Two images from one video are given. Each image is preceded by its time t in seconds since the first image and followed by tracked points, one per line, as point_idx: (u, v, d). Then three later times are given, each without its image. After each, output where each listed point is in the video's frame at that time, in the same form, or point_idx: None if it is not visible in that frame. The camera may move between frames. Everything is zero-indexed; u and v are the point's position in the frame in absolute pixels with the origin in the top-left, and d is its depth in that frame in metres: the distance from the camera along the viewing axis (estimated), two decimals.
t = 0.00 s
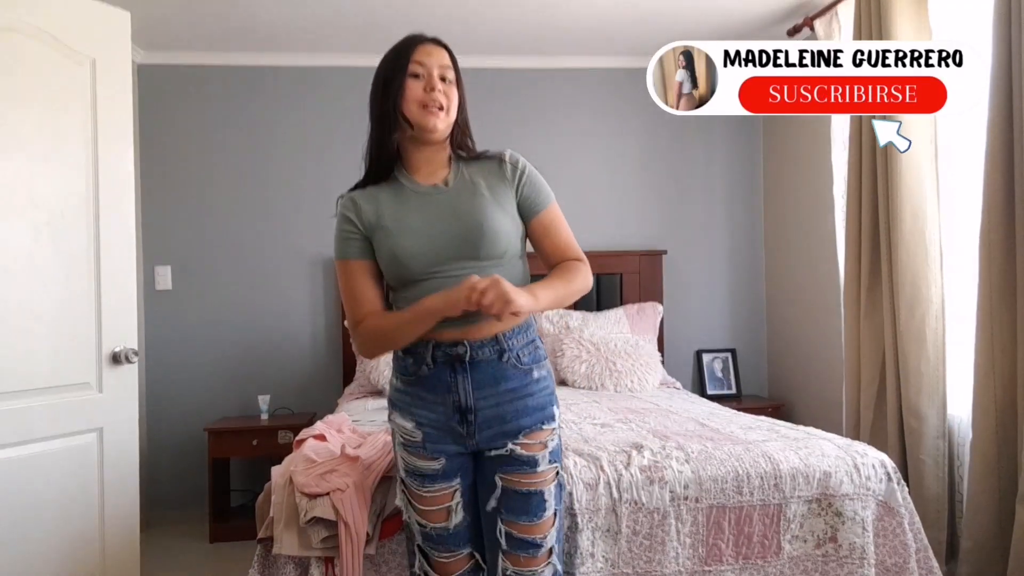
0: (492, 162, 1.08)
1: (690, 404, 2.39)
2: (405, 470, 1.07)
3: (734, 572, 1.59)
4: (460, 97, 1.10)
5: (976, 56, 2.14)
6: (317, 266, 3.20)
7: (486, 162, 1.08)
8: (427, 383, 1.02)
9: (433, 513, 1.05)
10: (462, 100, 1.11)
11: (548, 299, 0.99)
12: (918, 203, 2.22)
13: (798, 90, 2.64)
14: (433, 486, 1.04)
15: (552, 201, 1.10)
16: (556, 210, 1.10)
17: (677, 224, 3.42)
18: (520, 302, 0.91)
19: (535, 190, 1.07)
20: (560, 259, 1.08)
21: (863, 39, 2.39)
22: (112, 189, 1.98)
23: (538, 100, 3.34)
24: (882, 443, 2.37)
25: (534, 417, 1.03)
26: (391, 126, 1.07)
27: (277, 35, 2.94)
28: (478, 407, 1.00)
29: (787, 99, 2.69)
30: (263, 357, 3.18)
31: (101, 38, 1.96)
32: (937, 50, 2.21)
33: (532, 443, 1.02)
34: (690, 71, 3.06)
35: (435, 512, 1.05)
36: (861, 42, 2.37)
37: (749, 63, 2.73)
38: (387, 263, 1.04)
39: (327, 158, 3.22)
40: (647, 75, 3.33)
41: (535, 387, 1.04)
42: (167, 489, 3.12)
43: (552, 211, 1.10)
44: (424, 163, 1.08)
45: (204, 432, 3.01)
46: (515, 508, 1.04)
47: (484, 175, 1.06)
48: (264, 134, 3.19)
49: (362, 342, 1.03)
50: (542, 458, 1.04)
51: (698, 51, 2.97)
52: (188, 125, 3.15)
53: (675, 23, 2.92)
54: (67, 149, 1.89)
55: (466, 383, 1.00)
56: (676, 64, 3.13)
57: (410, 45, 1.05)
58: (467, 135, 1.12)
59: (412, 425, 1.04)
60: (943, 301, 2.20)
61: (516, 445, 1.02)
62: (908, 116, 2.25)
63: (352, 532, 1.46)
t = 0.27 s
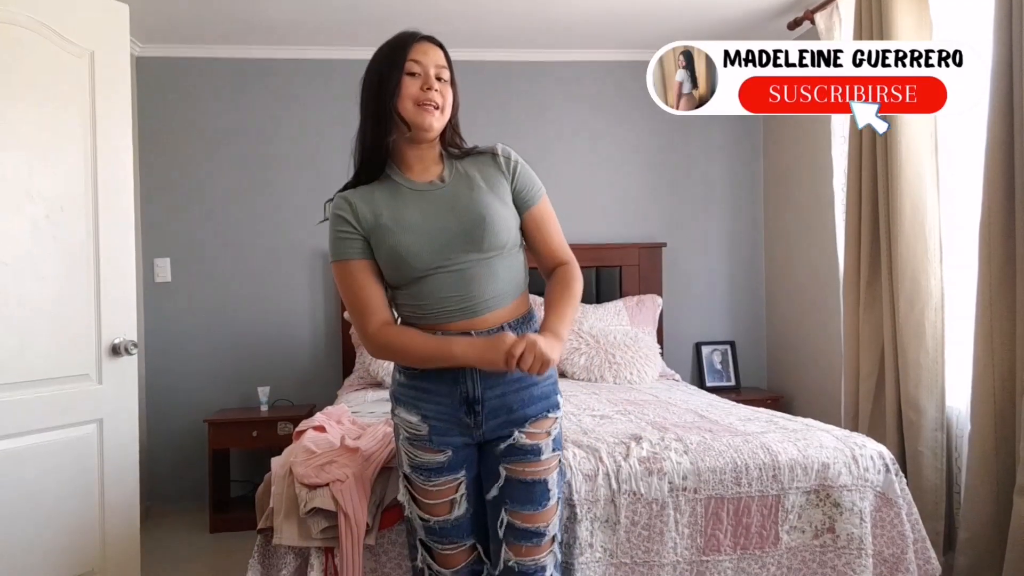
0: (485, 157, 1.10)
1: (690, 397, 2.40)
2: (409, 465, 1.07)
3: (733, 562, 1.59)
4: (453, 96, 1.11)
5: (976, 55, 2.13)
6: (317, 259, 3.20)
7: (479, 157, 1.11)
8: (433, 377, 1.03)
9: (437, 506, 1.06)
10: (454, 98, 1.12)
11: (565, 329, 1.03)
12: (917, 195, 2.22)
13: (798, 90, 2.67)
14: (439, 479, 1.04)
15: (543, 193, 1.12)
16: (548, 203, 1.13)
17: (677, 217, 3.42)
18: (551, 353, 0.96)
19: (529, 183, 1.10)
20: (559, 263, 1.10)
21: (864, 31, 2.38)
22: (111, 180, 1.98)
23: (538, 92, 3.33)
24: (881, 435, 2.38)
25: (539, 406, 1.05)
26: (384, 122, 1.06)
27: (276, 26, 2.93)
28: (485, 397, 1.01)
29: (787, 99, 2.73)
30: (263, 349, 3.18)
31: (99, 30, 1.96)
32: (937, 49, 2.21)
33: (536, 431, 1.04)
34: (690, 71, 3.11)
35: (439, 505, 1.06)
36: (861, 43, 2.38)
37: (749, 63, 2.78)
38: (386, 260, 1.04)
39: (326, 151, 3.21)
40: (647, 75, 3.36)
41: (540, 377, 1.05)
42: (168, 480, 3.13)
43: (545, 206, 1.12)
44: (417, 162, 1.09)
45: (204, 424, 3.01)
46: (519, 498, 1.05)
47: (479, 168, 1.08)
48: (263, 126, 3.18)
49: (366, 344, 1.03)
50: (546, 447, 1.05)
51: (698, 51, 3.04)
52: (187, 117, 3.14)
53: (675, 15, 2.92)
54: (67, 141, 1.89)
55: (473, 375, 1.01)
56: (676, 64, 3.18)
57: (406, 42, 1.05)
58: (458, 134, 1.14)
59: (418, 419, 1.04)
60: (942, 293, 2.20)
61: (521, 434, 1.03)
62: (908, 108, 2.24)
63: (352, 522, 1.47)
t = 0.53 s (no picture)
0: (478, 150, 1.10)
1: (690, 392, 2.40)
2: (410, 461, 1.07)
3: (732, 557, 1.60)
4: (443, 90, 1.10)
5: (976, 55, 2.13)
6: (317, 254, 3.20)
7: (473, 150, 1.10)
8: (434, 371, 1.03)
9: (438, 502, 1.06)
10: (445, 93, 1.12)
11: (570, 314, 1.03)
12: (918, 191, 2.22)
13: (798, 90, 2.70)
14: (440, 475, 1.04)
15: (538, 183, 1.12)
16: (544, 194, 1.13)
17: (677, 212, 3.41)
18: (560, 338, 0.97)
19: (523, 174, 1.10)
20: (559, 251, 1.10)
21: (865, 26, 2.38)
22: (111, 175, 1.98)
23: (538, 87, 3.32)
24: (880, 430, 2.38)
25: (540, 399, 1.05)
26: (374, 118, 1.05)
27: (275, 21, 2.92)
28: (487, 391, 1.02)
29: (787, 99, 2.76)
30: (263, 345, 3.18)
31: (98, 24, 1.95)
32: (937, 49, 2.21)
33: (537, 425, 1.04)
34: (690, 71, 3.16)
35: (439, 502, 1.06)
36: (861, 43, 2.38)
37: (749, 63, 2.82)
38: (385, 258, 1.04)
39: (325, 145, 3.21)
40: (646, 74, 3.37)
41: (541, 371, 1.06)
42: (168, 475, 3.14)
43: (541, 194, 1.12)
44: (409, 158, 1.08)
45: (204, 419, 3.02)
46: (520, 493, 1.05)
47: (473, 161, 1.08)
48: (262, 121, 3.17)
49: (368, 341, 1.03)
50: (547, 441, 1.05)
51: (698, 51, 3.08)
52: (186, 112, 3.13)
53: (675, 10, 2.91)
54: (66, 137, 1.88)
55: (474, 369, 1.01)
56: (676, 64, 3.22)
57: (394, 37, 1.04)
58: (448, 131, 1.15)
59: (419, 415, 1.04)
60: (942, 290, 2.20)
61: (522, 428, 1.03)
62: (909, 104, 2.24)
63: (352, 517, 1.47)
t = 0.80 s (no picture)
0: (481, 149, 1.10)
1: (690, 392, 2.40)
2: (406, 462, 1.07)
3: (733, 558, 1.60)
4: (443, 84, 1.10)
5: (976, 55, 2.13)
6: (317, 254, 3.20)
7: (476, 149, 1.10)
8: (430, 370, 1.03)
9: (435, 504, 1.06)
10: (445, 88, 1.12)
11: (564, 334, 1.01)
12: (919, 190, 2.22)
13: (798, 90, 2.71)
14: (436, 476, 1.04)
15: (541, 188, 1.11)
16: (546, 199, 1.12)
17: (677, 212, 3.41)
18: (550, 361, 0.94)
19: (526, 178, 1.09)
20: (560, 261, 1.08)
21: (865, 26, 2.37)
22: (111, 174, 1.98)
23: (539, 87, 3.32)
24: (881, 430, 2.38)
25: (536, 400, 1.04)
26: (376, 117, 1.06)
27: (275, 21, 2.92)
28: (482, 391, 1.02)
29: (787, 98, 2.78)
30: (264, 345, 3.19)
31: (98, 23, 1.95)
32: (937, 50, 2.21)
33: (533, 426, 1.04)
34: (690, 71, 3.15)
35: (436, 504, 1.06)
36: (861, 42, 2.39)
37: (749, 63, 2.85)
38: (384, 251, 1.04)
39: (326, 145, 3.21)
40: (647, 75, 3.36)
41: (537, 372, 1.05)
42: (169, 475, 3.14)
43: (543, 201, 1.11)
44: (413, 155, 1.08)
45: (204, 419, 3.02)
46: (517, 495, 1.05)
47: (474, 160, 1.08)
48: (263, 120, 3.18)
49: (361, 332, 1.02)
50: (543, 443, 1.05)
51: (698, 51, 3.07)
52: (186, 111, 3.13)
53: (675, 10, 2.91)
54: (66, 137, 1.88)
55: (469, 369, 1.01)
56: (676, 64, 3.22)
57: (389, 35, 1.05)
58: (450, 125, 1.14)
59: (414, 414, 1.04)
60: (943, 289, 2.20)
61: (519, 429, 1.03)
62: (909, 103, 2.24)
63: (353, 517, 1.47)
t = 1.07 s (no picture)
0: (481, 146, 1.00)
1: (691, 394, 2.40)
2: (393, 462, 1.03)
3: (734, 560, 1.59)
4: (457, 92, 1.02)
5: (976, 55, 2.14)
6: (317, 256, 3.20)
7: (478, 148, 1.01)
8: (411, 368, 0.98)
9: (420, 506, 1.02)
10: (460, 98, 1.04)
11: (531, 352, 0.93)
12: (919, 193, 2.22)
13: (798, 89, 2.71)
14: (420, 477, 1.00)
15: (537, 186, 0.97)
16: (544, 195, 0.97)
17: (678, 214, 3.41)
18: (509, 408, 0.89)
19: (522, 172, 0.97)
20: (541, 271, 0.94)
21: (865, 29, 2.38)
22: (111, 177, 1.98)
23: (539, 89, 3.32)
24: (881, 432, 2.38)
25: (524, 405, 0.97)
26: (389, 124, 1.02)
27: (275, 23, 2.93)
28: (463, 391, 0.96)
29: (788, 98, 2.78)
30: (264, 347, 3.18)
31: (98, 27, 1.95)
32: (937, 50, 2.22)
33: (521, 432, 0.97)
34: (690, 71, 3.16)
35: (421, 505, 1.01)
36: (861, 42, 2.39)
37: (749, 63, 2.88)
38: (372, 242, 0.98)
39: (326, 148, 3.21)
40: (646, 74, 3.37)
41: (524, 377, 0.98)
42: (169, 477, 3.14)
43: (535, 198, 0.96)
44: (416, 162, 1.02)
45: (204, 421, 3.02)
46: (502, 501, 0.98)
47: (472, 158, 0.99)
48: (263, 123, 3.18)
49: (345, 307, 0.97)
50: (532, 449, 0.98)
51: (698, 51, 3.08)
52: (187, 114, 3.14)
53: (675, 12, 2.91)
54: (67, 140, 1.88)
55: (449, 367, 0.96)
56: (676, 64, 3.23)
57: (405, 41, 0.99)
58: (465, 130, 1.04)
59: (396, 413, 1.00)
60: (943, 292, 2.20)
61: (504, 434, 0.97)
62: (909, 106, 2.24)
63: (352, 520, 1.47)
